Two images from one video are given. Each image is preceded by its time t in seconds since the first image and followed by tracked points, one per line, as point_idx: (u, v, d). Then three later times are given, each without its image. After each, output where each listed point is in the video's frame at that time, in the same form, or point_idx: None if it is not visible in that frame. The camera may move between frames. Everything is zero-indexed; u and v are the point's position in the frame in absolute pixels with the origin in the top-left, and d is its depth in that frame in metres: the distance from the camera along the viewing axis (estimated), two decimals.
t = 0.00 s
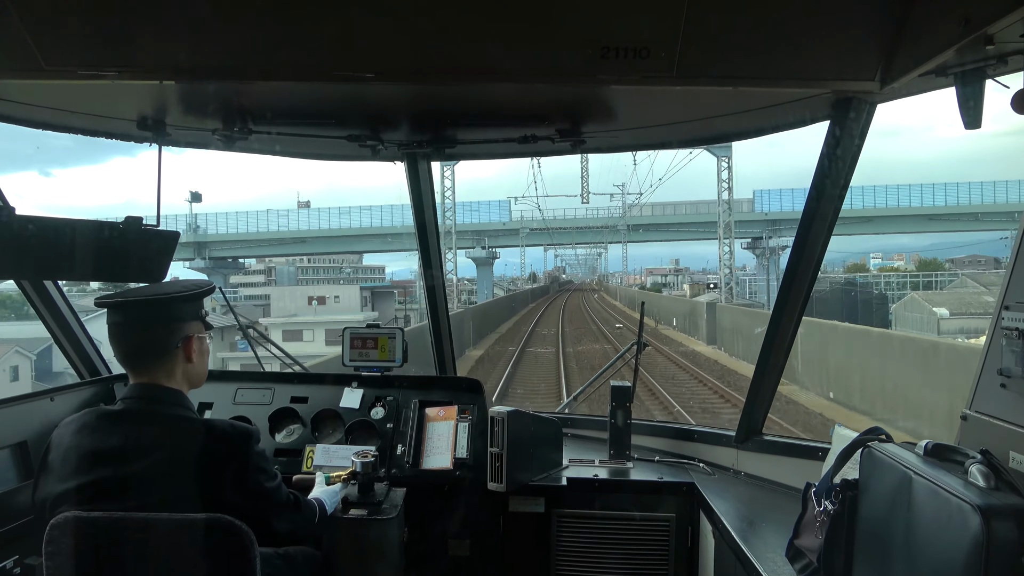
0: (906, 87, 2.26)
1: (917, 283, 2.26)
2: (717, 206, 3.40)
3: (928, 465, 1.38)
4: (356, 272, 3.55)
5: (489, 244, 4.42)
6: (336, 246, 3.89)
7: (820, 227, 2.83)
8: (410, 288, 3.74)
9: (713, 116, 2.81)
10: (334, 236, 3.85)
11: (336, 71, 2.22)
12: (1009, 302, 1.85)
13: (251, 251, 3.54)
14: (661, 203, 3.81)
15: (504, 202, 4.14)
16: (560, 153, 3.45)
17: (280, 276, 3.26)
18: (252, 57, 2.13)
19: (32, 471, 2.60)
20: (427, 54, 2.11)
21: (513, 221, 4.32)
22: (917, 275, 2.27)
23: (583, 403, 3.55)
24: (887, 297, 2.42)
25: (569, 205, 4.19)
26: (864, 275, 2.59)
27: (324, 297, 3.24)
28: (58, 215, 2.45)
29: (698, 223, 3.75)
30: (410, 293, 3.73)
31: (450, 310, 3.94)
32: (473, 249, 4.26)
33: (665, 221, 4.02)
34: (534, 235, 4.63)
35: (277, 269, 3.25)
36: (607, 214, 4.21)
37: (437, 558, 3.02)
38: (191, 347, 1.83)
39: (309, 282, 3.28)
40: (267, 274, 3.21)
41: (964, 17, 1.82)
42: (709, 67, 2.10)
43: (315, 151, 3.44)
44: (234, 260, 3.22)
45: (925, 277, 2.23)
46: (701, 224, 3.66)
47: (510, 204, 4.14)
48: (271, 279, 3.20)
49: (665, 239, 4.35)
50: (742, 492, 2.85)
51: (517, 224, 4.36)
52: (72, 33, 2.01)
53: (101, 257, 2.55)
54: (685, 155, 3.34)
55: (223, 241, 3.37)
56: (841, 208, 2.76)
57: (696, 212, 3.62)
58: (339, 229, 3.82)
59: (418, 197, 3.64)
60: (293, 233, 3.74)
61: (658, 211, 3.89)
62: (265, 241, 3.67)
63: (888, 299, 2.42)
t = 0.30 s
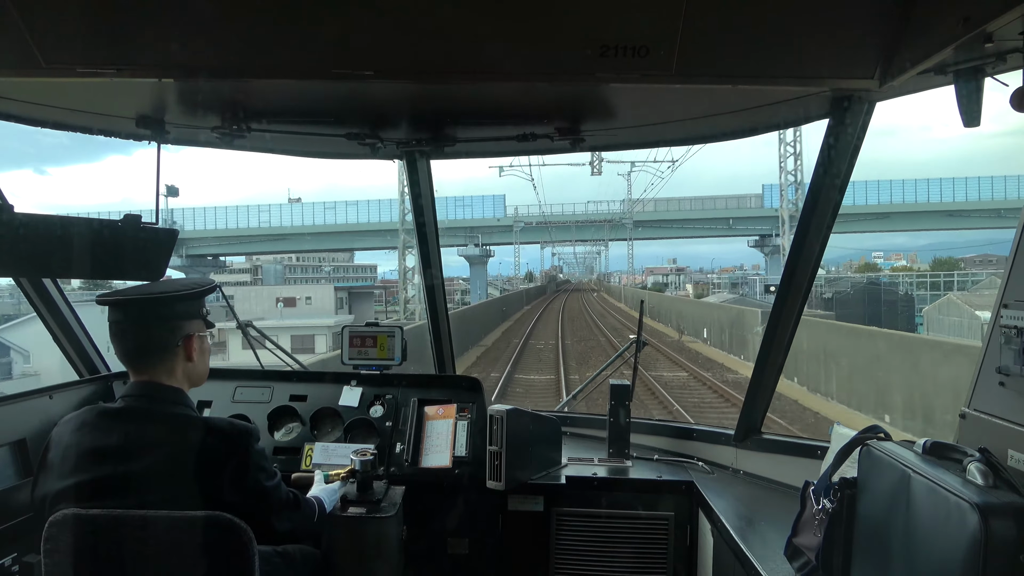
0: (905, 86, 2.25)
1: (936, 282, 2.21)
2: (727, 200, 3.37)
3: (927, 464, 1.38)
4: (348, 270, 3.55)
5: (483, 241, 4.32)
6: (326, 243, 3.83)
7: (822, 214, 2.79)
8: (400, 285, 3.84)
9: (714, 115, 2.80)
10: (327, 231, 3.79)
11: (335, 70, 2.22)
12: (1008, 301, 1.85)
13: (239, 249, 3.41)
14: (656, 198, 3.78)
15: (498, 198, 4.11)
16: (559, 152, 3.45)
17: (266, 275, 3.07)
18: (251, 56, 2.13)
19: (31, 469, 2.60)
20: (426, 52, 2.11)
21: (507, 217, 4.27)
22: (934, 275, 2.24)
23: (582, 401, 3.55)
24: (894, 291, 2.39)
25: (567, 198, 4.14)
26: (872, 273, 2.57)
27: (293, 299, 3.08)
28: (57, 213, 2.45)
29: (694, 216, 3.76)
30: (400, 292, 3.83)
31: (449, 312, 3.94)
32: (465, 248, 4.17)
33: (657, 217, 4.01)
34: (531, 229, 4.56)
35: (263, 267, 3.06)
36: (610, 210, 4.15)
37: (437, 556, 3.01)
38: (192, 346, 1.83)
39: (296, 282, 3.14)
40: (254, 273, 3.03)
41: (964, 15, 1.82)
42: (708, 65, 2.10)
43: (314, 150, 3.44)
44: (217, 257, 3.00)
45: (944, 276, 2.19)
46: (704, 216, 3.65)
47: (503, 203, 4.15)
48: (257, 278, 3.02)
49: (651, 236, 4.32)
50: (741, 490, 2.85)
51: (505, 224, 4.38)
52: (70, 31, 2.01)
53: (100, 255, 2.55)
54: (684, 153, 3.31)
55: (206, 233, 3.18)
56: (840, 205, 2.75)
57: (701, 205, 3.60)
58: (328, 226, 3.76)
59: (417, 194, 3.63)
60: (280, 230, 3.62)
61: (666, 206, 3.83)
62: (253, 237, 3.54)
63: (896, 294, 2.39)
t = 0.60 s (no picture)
0: (908, 88, 2.25)
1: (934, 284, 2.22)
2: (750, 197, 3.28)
3: (929, 467, 1.38)
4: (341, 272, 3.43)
5: (476, 239, 4.19)
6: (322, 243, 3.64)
7: (822, 224, 2.83)
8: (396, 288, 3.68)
9: (716, 116, 2.80)
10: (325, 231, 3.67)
11: (338, 70, 2.23)
12: (1010, 304, 1.85)
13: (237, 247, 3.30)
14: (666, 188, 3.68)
15: (492, 193, 4.01)
16: (561, 153, 3.45)
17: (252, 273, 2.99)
18: (254, 56, 2.14)
19: (32, 468, 2.61)
20: (429, 53, 2.11)
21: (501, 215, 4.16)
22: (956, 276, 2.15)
23: (583, 402, 3.55)
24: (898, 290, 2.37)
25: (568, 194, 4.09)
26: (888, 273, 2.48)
27: (257, 301, 2.94)
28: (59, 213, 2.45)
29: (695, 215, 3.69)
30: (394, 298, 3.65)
31: (450, 312, 3.94)
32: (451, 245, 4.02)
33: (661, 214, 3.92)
34: (529, 228, 4.44)
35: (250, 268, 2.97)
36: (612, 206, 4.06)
37: (437, 557, 3.01)
38: (196, 347, 1.83)
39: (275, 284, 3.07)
40: (240, 272, 2.91)
41: (967, 19, 1.82)
42: (710, 67, 2.10)
43: (316, 150, 3.45)
44: (195, 255, 2.98)
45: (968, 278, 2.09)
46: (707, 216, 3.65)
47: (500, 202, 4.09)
48: (243, 277, 2.91)
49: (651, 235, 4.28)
50: (742, 492, 2.85)
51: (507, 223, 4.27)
52: (75, 31, 2.02)
53: (102, 255, 2.55)
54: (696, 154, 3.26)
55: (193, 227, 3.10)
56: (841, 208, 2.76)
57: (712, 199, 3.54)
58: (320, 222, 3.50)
59: (418, 194, 3.63)
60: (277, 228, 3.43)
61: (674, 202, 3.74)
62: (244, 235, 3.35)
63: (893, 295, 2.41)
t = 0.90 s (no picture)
0: (908, 90, 2.26)
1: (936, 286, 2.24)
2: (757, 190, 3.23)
3: (928, 468, 1.38)
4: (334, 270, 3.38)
5: (468, 237, 4.10)
6: (314, 238, 3.65)
7: (822, 225, 2.85)
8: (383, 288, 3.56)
9: (718, 117, 2.80)
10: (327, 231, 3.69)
11: (339, 70, 2.23)
12: (1010, 306, 1.86)
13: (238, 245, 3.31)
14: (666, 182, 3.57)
15: (487, 188, 3.92)
16: (562, 153, 3.46)
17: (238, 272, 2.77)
18: (256, 56, 2.14)
19: (32, 466, 2.61)
20: (431, 53, 2.11)
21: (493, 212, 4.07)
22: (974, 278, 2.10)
23: (583, 403, 3.55)
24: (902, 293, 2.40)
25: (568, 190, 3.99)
26: (900, 275, 2.45)
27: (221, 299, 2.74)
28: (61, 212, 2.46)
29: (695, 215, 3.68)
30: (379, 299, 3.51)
31: (450, 312, 3.94)
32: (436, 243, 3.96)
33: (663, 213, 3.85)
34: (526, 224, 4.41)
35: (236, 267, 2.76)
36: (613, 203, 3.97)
37: (437, 557, 3.02)
38: (199, 347, 1.84)
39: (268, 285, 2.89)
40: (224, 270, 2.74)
41: (968, 21, 1.82)
42: (711, 68, 2.11)
43: (317, 150, 3.46)
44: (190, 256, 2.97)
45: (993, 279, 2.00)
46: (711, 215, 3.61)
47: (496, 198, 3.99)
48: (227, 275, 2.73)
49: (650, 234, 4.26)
50: (741, 493, 2.85)
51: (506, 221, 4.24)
52: (77, 31, 2.02)
53: (104, 255, 2.57)
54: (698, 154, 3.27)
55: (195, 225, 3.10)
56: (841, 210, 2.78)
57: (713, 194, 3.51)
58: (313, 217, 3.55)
59: (419, 194, 3.64)
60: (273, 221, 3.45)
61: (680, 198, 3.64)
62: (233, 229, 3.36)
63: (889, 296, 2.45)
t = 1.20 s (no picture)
0: (907, 90, 2.25)
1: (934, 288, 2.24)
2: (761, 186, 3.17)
3: (927, 468, 1.38)
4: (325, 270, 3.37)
5: (460, 234, 4.04)
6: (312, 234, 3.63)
7: (821, 223, 2.82)
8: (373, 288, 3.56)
9: (716, 117, 2.79)
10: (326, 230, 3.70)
11: (338, 69, 2.23)
12: (1008, 306, 1.85)
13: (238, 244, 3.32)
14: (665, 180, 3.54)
15: (479, 181, 3.79)
16: (561, 153, 3.46)
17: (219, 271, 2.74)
18: (253, 55, 2.14)
19: (30, 466, 2.61)
20: (428, 52, 2.11)
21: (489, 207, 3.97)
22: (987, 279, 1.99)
23: (582, 402, 3.55)
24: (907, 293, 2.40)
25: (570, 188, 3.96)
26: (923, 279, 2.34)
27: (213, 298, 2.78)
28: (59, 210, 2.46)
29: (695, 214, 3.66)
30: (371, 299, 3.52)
31: (449, 311, 3.94)
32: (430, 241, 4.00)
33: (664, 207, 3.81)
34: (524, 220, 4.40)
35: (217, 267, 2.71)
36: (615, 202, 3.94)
37: (436, 556, 3.02)
38: (198, 345, 1.84)
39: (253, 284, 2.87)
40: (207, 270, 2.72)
41: (966, 20, 1.82)
42: (709, 68, 2.10)
43: (316, 150, 3.46)
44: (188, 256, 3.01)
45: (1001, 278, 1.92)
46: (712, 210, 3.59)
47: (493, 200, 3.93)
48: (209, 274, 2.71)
49: (651, 231, 4.25)
50: (739, 493, 2.85)
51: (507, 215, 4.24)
52: (74, 30, 2.02)
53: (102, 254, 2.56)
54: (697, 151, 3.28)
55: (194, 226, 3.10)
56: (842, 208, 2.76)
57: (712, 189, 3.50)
58: (310, 213, 3.58)
59: (418, 194, 3.63)
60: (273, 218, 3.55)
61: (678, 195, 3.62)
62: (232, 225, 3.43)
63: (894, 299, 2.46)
